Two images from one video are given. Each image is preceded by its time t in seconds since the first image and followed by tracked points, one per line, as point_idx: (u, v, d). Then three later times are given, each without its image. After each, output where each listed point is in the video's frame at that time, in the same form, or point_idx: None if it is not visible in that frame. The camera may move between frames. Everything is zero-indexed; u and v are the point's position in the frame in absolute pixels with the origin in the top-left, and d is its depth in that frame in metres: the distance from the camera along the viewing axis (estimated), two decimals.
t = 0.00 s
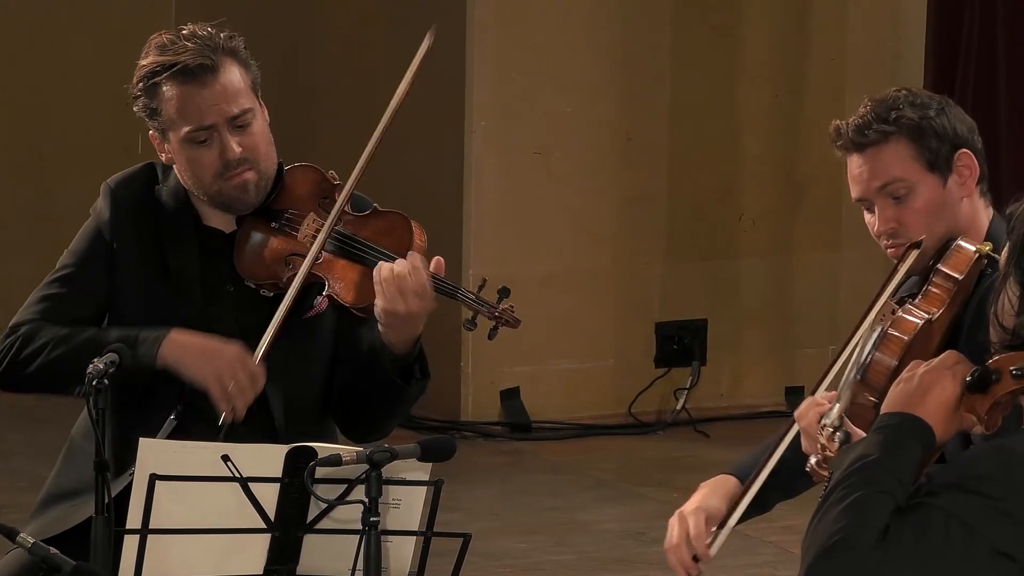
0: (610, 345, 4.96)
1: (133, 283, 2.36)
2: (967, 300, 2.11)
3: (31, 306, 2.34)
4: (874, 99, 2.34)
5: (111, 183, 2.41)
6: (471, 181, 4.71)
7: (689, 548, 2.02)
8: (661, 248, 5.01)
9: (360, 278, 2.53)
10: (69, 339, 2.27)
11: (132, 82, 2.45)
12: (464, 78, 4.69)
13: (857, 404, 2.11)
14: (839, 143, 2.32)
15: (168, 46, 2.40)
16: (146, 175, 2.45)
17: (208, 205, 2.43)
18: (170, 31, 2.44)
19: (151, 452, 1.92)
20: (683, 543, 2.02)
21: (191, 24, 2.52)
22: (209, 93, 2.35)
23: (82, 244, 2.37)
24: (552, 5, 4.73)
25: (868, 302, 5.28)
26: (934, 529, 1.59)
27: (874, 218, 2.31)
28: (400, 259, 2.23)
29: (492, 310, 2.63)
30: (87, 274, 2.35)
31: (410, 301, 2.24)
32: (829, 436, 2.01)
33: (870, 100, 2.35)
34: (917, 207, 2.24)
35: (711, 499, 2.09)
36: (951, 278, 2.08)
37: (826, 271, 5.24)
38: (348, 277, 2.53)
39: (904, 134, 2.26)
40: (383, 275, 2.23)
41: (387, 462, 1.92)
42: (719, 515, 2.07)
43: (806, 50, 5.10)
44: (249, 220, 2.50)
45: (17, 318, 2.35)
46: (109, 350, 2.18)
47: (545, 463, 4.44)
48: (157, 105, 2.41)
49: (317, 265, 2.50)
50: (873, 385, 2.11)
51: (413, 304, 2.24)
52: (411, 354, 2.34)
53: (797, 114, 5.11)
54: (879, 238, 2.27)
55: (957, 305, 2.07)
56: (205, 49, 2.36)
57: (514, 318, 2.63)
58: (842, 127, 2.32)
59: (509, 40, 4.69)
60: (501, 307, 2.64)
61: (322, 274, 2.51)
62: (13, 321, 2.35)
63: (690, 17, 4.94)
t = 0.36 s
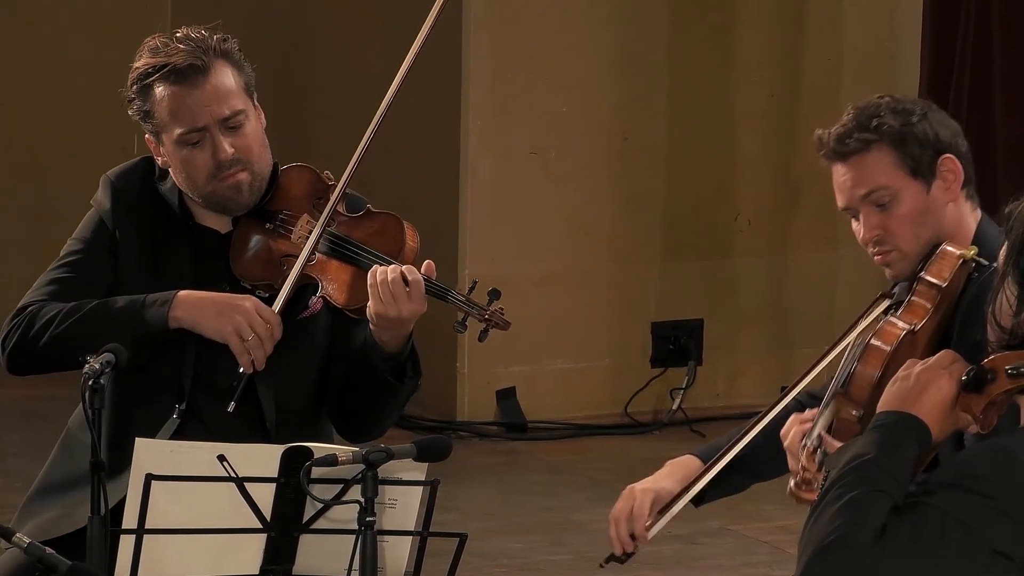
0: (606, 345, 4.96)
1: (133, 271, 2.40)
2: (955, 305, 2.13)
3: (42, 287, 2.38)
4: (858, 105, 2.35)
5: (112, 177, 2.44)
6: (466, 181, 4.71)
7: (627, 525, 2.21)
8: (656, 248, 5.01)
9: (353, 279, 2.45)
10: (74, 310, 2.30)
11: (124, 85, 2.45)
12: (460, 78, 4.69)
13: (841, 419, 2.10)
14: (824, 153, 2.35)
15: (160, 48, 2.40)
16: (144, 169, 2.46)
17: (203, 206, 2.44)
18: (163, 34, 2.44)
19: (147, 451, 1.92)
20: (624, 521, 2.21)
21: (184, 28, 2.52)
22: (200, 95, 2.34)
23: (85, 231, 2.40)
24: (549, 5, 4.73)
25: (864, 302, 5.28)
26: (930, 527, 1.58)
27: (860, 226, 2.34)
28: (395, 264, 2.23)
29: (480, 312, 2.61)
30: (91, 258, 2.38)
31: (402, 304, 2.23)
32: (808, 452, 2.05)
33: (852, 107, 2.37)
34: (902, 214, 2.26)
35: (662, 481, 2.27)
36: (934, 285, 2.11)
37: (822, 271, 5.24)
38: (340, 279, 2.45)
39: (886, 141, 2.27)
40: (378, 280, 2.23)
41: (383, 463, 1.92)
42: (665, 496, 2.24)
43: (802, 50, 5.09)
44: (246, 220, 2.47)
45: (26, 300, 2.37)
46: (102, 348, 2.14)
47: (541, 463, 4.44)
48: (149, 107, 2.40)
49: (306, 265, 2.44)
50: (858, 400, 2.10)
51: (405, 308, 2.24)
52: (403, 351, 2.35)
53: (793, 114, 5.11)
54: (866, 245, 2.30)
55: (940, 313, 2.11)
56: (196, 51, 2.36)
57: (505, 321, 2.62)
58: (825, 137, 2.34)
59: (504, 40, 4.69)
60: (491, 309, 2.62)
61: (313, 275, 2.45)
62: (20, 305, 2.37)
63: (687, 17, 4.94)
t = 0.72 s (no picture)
0: (601, 345, 4.97)
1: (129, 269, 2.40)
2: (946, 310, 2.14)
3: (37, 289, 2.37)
4: (846, 114, 2.37)
5: (109, 175, 2.44)
6: (462, 180, 4.71)
7: None
8: (652, 249, 5.02)
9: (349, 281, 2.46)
10: (70, 314, 2.29)
11: (122, 84, 2.45)
12: (456, 79, 4.70)
13: (833, 431, 2.15)
14: (812, 163, 2.37)
15: (158, 48, 2.40)
16: (140, 169, 2.47)
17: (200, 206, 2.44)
18: (161, 33, 2.44)
19: (144, 451, 1.92)
20: None
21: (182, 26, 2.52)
22: (198, 96, 2.35)
23: (80, 232, 2.39)
24: (545, 5, 4.74)
25: (860, 302, 5.29)
26: (925, 528, 1.58)
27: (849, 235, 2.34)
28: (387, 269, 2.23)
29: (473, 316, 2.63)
30: (86, 259, 2.37)
31: (397, 310, 2.24)
32: (799, 469, 2.06)
33: (840, 117, 2.38)
34: (889, 222, 2.27)
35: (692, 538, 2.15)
36: (924, 295, 2.11)
37: (818, 271, 5.25)
38: (336, 281, 2.46)
39: (873, 149, 2.28)
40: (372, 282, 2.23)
41: (379, 463, 1.92)
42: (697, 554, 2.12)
43: (799, 49, 5.10)
44: (243, 220, 2.48)
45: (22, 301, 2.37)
46: (98, 347, 2.15)
47: (537, 463, 4.44)
48: (147, 107, 2.40)
49: (304, 267, 2.44)
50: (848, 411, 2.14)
51: (398, 313, 2.24)
52: (396, 354, 2.34)
53: (789, 114, 5.12)
54: (856, 254, 2.30)
55: (930, 322, 2.11)
56: (195, 51, 2.36)
57: (497, 325, 2.63)
58: (814, 147, 2.36)
59: (500, 40, 4.69)
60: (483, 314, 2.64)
61: (309, 278, 2.45)
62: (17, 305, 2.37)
63: (682, 17, 4.95)
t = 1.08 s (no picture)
0: (597, 345, 4.97)
1: (117, 278, 2.37)
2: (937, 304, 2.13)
3: (10, 307, 2.36)
4: (854, 102, 2.36)
5: (99, 183, 2.44)
6: (457, 180, 4.71)
7: (655, 546, 2.10)
8: (648, 249, 5.02)
9: (340, 285, 2.50)
10: (38, 359, 2.32)
11: (118, 85, 2.45)
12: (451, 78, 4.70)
13: (825, 412, 2.17)
14: (818, 145, 2.35)
15: (153, 49, 2.40)
16: (134, 177, 2.46)
17: (195, 209, 2.44)
18: (157, 34, 2.44)
19: (139, 451, 1.92)
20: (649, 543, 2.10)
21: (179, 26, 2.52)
22: (194, 97, 2.35)
23: (67, 243, 2.39)
24: (540, 5, 4.73)
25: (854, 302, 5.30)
26: (920, 527, 1.58)
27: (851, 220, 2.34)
28: (377, 273, 2.22)
29: (466, 322, 2.63)
30: (74, 269, 2.37)
31: (384, 311, 2.23)
32: (790, 444, 2.10)
33: (848, 104, 2.38)
34: (894, 210, 2.26)
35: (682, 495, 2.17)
36: (923, 282, 2.12)
37: (812, 271, 5.25)
38: (328, 283, 2.49)
39: (881, 136, 2.27)
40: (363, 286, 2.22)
41: (374, 463, 1.92)
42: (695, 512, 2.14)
43: (794, 49, 5.10)
44: (239, 221, 2.50)
45: None
46: (94, 348, 2.15)
47: (533, 463, 4.44)
48: (143, 108, 2.40)
49: (296, 269, 2.47)
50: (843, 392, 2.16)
51: (388, 314, 2.23)
52: (391, 364, 2.33)
53: (784, 114, 5.12)
54: (859, 240, 2.29)
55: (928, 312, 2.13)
56: (190, 52, 2.36)
57: (489, 332, 2.63)
58: (821, 130, 2.34)
59: (496, 39, 4.69)
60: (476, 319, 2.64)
61: (303, 279, 2.48)
62: None
63: (676, 17, 4.95)
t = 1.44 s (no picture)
0: (592, 345, 4.97)
1: (110, 279, 2.39)
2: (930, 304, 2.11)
3: None
4: (830, 116, 2.37)
5: (93, 187, 2.45)
6: (453, 180, 4.71)
7: (635, 507, 2.09)
8: (643, 249, 5.02)
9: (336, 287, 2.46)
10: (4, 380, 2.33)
11: (113, 83, 2.45)
12: (447, 79, 4.70)
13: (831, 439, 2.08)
14: (799, 164, 2.36)
15: (148, 47, 2.40)
16: (128, 181, 2.47)
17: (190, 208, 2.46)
18: (152, 32, 2.44)
19: (135, 451, 1.92)
20: (630, 501, 2.10)
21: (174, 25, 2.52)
22: (187, 95, 2.35)
23: (58, 246, 2.41)
24: (536, 6, 4.74)
25: (849, 302, 5.31)
26: (914, 527, 1.58)
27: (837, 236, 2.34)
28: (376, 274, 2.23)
29: (460, 322, 2.64)
30: (63, 272, 2.39)
31: (385, 314, 2.24)
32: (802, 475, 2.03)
33: (826, 119, 2.38)
34: (880, 223, 2.27)
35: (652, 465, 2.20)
36: (919, 297, 2.11)
37: (807, 271, 5.26)
38: (324, 283, 2.46)
39: (862, 151, 2.28)
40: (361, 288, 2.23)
41: (371, 463, 1.92)
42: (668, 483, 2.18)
43: (789, 50, 5.11)
44: (232, 219, 2.49)
45: None
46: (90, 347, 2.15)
47: (529, 463, 4.44)
48: (137, 106, 2.41)
49: (291, 268, 2.44)
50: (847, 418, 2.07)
51: (386, 316, 2.25)
52: (386, 361, 2.35)
53: (779, 114, 5.13)
54: (846, 255, 2.30)
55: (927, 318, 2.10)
56: (184, 51, 2.36)
57: (482, 332, 2.63)
58: (799, 150, 2.35)
59: (492, 40, 4.69)
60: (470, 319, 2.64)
61: (297, 279, 2.45)
62: None
63: (672, 18, 4.95)
